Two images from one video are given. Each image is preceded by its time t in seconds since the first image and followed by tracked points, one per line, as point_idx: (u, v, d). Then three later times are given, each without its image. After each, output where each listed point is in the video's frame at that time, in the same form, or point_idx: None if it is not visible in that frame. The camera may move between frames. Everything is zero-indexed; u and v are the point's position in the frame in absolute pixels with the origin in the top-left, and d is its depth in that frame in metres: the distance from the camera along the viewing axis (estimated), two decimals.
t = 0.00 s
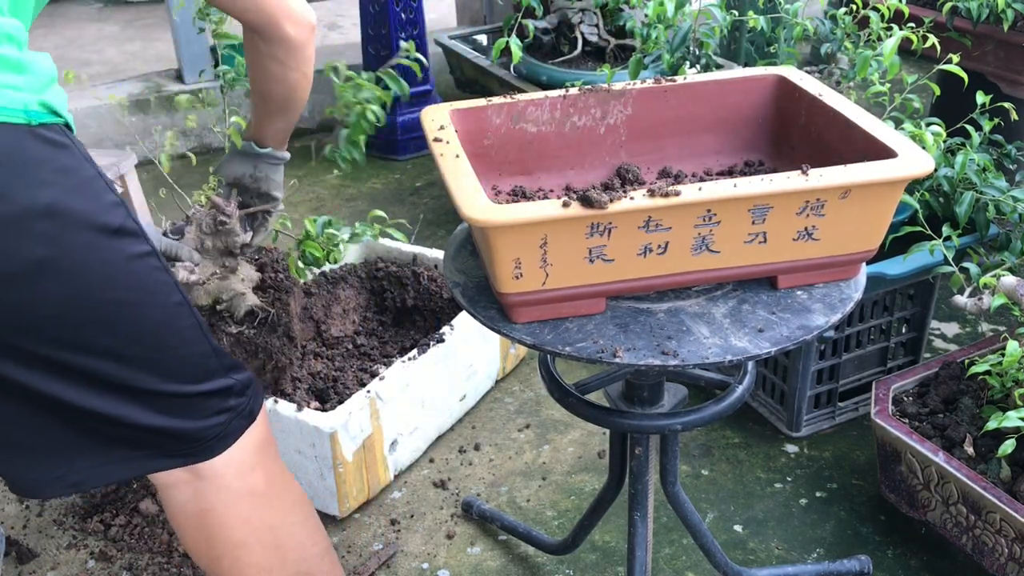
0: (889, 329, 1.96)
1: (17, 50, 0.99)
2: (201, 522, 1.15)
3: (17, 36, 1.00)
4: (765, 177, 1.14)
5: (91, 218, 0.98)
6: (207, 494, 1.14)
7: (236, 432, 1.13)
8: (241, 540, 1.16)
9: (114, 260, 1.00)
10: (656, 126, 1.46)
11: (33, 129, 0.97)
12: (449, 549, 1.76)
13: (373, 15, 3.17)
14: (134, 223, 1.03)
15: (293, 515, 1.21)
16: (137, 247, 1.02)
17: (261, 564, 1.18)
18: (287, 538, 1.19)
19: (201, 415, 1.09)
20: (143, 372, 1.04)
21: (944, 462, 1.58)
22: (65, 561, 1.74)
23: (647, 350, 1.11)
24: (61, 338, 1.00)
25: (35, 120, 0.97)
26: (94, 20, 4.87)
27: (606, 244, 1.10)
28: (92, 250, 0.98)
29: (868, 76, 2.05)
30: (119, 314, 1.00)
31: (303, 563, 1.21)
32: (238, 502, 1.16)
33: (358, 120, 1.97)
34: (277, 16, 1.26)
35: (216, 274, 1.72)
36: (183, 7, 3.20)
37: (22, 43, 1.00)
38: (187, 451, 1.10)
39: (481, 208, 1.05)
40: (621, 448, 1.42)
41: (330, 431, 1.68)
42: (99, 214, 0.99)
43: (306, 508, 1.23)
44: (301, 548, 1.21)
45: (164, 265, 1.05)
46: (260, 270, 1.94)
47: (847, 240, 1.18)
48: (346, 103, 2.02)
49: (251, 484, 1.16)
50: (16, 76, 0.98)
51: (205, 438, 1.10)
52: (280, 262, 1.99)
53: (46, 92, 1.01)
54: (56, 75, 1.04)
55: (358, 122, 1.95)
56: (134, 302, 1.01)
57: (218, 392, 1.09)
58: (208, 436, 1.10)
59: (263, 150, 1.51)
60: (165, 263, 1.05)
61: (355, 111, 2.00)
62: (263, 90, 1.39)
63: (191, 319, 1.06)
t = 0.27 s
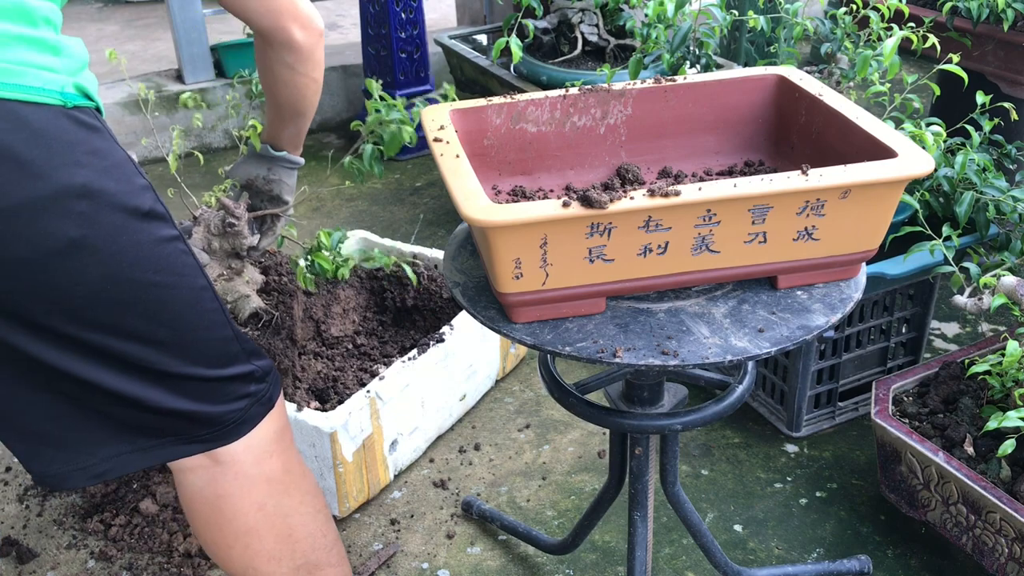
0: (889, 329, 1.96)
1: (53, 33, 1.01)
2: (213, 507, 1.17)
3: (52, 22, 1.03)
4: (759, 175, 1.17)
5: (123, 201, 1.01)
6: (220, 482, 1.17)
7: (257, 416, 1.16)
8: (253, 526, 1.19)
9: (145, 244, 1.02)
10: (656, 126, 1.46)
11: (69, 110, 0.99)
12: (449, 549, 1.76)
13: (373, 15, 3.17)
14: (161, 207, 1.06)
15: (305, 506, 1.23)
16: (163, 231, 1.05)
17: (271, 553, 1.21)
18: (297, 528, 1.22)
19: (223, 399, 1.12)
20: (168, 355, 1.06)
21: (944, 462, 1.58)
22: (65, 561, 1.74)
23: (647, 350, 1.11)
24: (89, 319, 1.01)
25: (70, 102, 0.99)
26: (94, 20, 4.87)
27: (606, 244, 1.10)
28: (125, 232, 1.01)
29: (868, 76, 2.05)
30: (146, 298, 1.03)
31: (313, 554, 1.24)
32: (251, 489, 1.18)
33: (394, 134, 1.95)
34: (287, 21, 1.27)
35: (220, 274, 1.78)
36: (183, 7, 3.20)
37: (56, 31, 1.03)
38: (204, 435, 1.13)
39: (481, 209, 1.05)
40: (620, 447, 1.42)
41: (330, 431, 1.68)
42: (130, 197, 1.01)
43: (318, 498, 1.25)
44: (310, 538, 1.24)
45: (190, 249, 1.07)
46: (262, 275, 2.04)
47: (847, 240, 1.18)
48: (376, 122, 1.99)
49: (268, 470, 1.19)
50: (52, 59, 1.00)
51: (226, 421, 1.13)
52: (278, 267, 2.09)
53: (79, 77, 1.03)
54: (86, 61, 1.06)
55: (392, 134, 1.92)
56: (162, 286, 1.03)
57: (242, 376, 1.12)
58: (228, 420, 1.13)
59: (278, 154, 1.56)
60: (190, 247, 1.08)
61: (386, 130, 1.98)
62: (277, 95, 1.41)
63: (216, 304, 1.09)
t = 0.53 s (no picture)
0: (889, 329, 1.96)
1: (43, 40, 1.02)
2: (208, 506, 1.16)
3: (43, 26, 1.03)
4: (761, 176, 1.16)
5: (109, 206, 1.01)
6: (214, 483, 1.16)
7: (248, 419, 1.15)
8: (247, 527, 1.18)
9: (132, 248, 1.03)
10: (656, 126, 1.46)
11: (55, 119, 1.01)
12: (449, 549, 1.76)
13: (373, 15, 3.17)
14: (151, 212, 1.06)
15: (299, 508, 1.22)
16: (152, 236, 1.05)
17: (265, 554, 1.20)
18: (292, 529, 1.21)
19: (214, 402, 1.11)
20: (155, 360, 1.06)
21: (944, 462, 1.58)
22: (65, 561, 1.74)
23: (647, 350, 1.11)
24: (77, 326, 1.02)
25: (56, 110, 1.01)
26: (94, 20, 4.87)
27: (606, 244, 1.10)
28: (109, 238, 1.01)
29: (868, 76, 2.05)
30: (132, 303, 1.03)
31: (308, 556, 1.23)
32: (245, 489, 1.17)
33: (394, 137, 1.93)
34: (299, 20, 1.31)
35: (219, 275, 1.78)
36: (182, 7, 3.20)
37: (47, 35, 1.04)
38: (196, 439, 1.12)
39: (481, 209, 1.05)
40: (620, 447, 1.43)
41: (330, 431, 1.68)
42: (117, 203, 1.02)
43: (313, 500, 1.24)
44: (305, 540, 1.23)
45: (180, 254, 1.08)
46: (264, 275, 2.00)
47: (846, 241, 1.18)
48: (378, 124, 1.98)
49: (260, 472, 1.18)
50: (41, 67, 1.01)
51: (218, 425, 1.12)
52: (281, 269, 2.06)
53: (67, 82, 1.05)
54: (78, 65, 1.08)
55: (393, 138, 1.90)
56: (149, 290, 1.03)
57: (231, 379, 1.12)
58: (220, 422, 1.12)
59: (303, 131, 1.59)
60: (180, 252, 1.08)
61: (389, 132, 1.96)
62: (297, 86, 1.45)
63: (206, 308, 1.09)
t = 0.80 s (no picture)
0: (889, 329, 1.96)
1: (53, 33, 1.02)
2: (208, 503, 1.17)
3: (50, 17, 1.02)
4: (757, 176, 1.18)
5: (114, 203, 1.02)
6: (213, 481, 1.16)
7: (248, 419, 1.15)
8: (247, 524, 1.18)
9: (134, 245, 1.03)
10: (656, 126, 1.46)
11: (61, 114, 1.01)
12: (449, 549, 1.76)
13: (373, 15, 3.17)
14: (159, 208, 1.07)
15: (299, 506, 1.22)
16: (158, 233, 1.06)
17: (265, 552, 1.20)
18: (292, 527, 1.21)
19: (214, 401, 1.11)
20: (156, 357, 1.07)
21: (944, 461, 1.58)
22: (65, 561, 1.74)
23: (647, 350, 1.11)
24: (78, 321, 1.03)
25: (63, 106, 1.01)
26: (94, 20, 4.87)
27: (606, 244, 1.10)
28: (111, 234, 1.02)
29: (868, 76, 2.05)
30: (135, 298, 1.04)
31: (307, 555, 1.23)
32: (245, 487, 1.17)
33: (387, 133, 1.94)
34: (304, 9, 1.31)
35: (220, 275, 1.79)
36: (182, 7, 3.20)
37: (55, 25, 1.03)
38: (198, 438, 1.12)
39: (481, 209, 1.05)
40: (620, 447, 1.43)
41: (330, 431, 1.68)
42: (122, 199, 1.03)
43: (313, 499, 1.24)
44: (305, 538, 1.23)
45: (188, 250, 1.08)
46: (263, 276, 2.08)
47: (846, 241, 1.18)
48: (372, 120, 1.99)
49: (260, 470, 1.18)
50: (46, 61, 1.01)
51: (219, 424, 1.12)
52: (279, 269, 2.13)
53: (78, 74, 1.04)
54: (91, 55, 1.07)
55: (387, 132, 1.92)
56: (151, 286, 1.04)
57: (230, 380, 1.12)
58: (220, 422, 1.12)
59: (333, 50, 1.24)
60: (188, 248, 1.08)
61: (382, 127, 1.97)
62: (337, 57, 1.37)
63: (211, 304, 1.09)
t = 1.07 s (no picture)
0: (889, 329, 1.96)
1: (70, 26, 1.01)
2: (212, 499, 1.16)
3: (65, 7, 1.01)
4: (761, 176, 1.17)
5: (127, 200, 1.02)
6: (216, 479, 1.15)
7: (255, 421, 1.15)
8: (247, 522, 1.18)
9: (145, 243, 1.03)
10: (656, 126, 1.46)
11: (76, 109, 1.00)
12: (449, 549, 1.76)
13: (373, 15, 3.17)
14: (174, 205, 1.06)
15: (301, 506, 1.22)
16: (172, 230, 1.05)
17: (265, 550, 1.20)
18: (292, 527, 1.21)
19: (224, 402, 1.11)
20: (165, 355, 1.07)
21: (944, 461, 1.58)
22: (65, 561, 1.74)
23: (647, 350, 1.11)
24: (88, 316, 1.04)
25: (77, 100, 1.00)
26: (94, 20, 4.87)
27: (606, 244, 1.10)
28: (121, 232, 1.02)
29: (868, 76, 2.05)
30: (145, 295, 1.05)
31: (307, 555, 1.23)
32: (250, 483, 1.17)
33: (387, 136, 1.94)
34: None
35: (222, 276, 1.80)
36: (182, 7, 3.20)
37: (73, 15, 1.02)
38: (205, 437, 1.12)
39: (482, 208, 1.05)
40: (620, 447, 1.42)
41: (330, 431, 1.68)
42: (135, 196, 1.02)
43: (315, 499, 1.24)
44: (305, 539, 1.23)
45: (202, 248, 1.08)
46: (263, 277, 2.08)
47: (846, 241, 1.18)
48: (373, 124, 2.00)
49: (265, 467, 1.17)
50: (59, 55, 1.00)
51: (224, 425, 1.12)
52: (279, 269, 2.13)
53: (100, 68, 1.03)
54: (117, 47, 1.06)
55: (387, 135, 1.93)
56: (161, 284, 1.05)
57: (239, 382, 1.12)
58: (228, 422, 1.12)
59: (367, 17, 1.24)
60: (203, 246, 1.08)
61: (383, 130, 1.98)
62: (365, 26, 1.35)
63: (223, 304, 1.09)
